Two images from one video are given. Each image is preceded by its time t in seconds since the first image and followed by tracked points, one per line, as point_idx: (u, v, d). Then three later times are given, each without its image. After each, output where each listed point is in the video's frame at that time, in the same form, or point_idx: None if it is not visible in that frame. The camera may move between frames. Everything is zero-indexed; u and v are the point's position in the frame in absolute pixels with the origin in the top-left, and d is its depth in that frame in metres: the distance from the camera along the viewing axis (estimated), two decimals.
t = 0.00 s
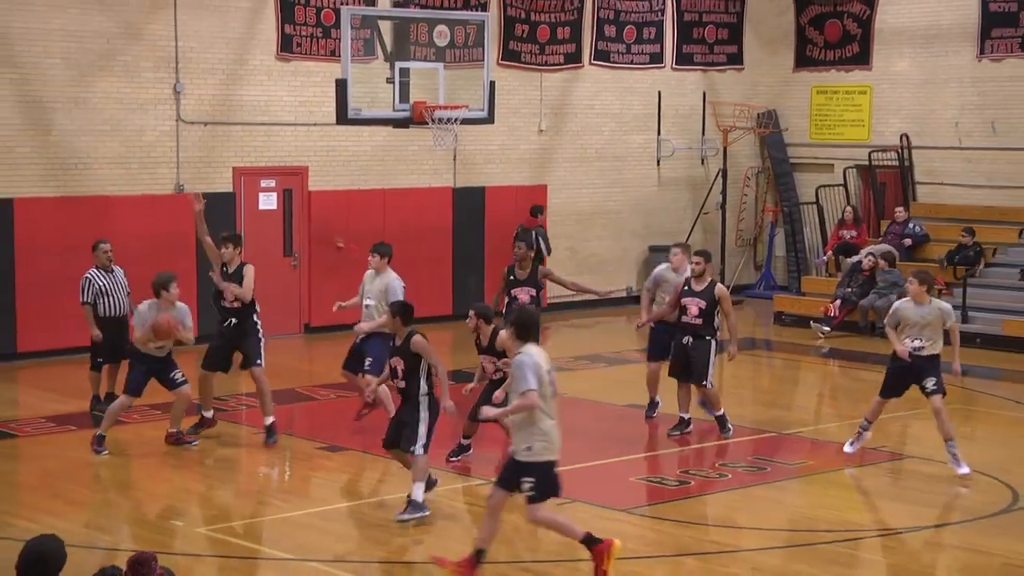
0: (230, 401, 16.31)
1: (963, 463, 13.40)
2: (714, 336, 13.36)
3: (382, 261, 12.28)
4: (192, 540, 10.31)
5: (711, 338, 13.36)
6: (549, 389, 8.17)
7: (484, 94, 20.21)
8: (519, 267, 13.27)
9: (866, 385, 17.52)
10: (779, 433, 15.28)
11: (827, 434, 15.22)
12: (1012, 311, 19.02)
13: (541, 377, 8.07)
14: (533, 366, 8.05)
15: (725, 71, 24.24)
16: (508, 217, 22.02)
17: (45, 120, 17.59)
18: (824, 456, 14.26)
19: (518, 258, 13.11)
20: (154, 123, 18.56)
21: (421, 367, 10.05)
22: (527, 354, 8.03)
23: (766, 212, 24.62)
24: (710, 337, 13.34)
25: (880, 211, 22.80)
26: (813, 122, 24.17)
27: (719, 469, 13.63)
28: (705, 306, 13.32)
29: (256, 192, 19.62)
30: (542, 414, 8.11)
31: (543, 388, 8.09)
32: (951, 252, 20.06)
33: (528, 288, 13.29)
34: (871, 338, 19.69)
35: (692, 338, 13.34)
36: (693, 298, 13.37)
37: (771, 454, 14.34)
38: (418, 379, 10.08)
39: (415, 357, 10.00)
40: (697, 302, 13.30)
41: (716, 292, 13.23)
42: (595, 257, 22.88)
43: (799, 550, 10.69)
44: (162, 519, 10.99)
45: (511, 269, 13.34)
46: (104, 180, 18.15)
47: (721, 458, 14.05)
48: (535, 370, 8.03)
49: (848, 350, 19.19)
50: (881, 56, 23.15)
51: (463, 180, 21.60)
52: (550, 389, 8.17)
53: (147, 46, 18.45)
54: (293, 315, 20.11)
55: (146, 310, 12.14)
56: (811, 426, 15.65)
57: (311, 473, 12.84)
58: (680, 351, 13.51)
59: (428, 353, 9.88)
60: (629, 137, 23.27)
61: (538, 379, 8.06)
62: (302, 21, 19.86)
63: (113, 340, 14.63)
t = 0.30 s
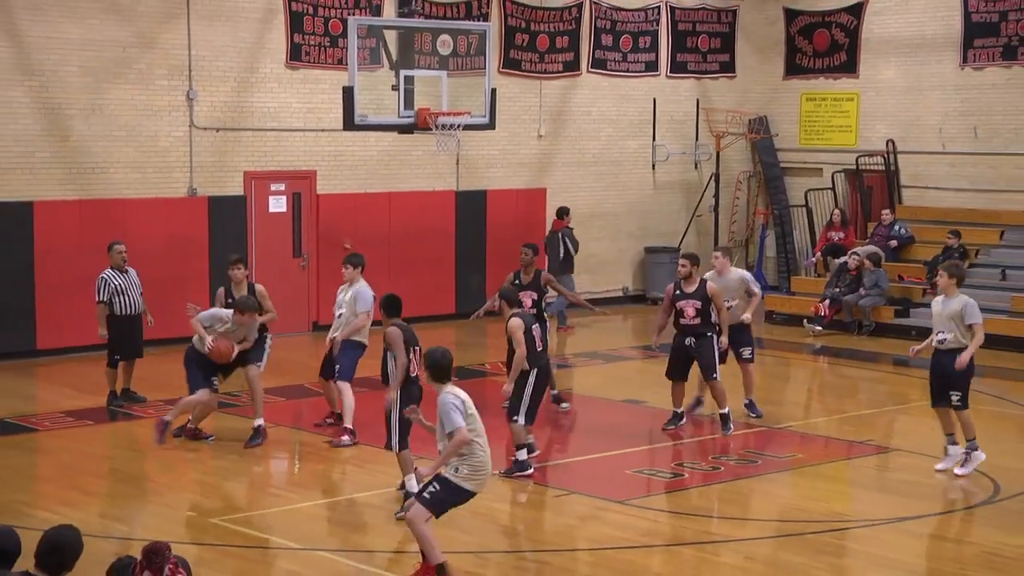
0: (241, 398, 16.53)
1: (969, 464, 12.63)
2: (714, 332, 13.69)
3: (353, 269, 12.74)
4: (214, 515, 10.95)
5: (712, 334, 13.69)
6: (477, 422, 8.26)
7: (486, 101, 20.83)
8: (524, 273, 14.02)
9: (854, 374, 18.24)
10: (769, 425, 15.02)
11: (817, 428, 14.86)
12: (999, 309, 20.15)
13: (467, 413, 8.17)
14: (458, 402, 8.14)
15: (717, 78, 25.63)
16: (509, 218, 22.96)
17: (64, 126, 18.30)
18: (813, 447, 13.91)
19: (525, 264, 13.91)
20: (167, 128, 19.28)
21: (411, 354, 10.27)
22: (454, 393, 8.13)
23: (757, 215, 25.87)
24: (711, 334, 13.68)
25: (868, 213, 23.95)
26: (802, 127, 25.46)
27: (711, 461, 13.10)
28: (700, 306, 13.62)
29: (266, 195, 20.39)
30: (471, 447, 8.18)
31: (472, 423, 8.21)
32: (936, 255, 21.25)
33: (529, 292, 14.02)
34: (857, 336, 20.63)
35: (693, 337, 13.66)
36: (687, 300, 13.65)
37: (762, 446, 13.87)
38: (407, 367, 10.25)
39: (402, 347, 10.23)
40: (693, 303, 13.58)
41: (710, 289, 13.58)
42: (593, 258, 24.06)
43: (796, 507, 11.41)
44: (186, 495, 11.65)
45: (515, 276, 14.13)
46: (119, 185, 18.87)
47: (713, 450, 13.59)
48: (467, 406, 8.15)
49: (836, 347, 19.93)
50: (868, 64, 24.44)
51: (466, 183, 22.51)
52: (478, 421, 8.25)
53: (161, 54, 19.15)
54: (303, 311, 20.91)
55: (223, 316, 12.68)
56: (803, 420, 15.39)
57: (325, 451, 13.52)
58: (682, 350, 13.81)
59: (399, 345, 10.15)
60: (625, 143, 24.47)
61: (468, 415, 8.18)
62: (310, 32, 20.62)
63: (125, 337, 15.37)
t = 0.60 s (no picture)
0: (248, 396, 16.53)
1: None
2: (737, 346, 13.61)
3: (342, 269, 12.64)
4: (222, 506, 11.16)
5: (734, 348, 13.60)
6: (458, 410, 8.03)
7: (490, 102, 20.81)
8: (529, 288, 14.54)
9: (853, 373, 18.42)
10: (772, 425, 15.17)
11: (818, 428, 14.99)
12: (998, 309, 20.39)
13: (440, 399, 8.02)
14: (429, 388, 8.04)
15: (719, 81, 25.89)
16: (512, 219, 23.20)
17: (72, 128, 18.53)
18: (815, 447, 14.05)
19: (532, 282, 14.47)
20: (174, 130, 19.52)
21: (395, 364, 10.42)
22: (425, 377, 8.07)
23: (757, 216, 26.21)
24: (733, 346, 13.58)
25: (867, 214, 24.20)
26: (802, 130, 25.72)
27: (715, 461, 13.24)
28: (726, 322, 13.48)
29: (272, 197, 20.62)
30: (442, 435, 7.97)
31: (445, 409, 8.01)
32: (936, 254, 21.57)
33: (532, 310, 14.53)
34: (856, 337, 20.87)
35: (715, 350, 13.54)
36: (712, 316, 13.47)
37: (766, 446, 14.00)
38: (392, 377, 10.43)
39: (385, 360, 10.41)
40: (718, 320, 13.45)
41: (734, 306, 13.46)
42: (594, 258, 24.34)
43: (795, 502, 11.62)
44: (195, 488, 11.85)
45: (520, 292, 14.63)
46: (127, 186, 19.12)
47: (717, 450, 13.71)
48: (431, 391, 8.02)
49: (835, 347, 20.11)
50: (867, 67, 24.70)
51: (469, 185, 22.76)
52: (456, 409, 8.01)
53: (169, 58, 19.39)
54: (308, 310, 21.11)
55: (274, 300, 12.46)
56: (805, 421, 15.49)
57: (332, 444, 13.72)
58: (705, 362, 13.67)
59: (368, 354, 10.25)
60: (626, 145, 24.71)
61: (439, 401, 8.02)
62: (316, 35, 20.87)
63: (133, 336, 15.35)
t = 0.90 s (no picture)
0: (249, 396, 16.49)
1: None
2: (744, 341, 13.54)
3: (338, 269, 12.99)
4: (223, 507, 11.15)
5: (741, 342, 13.54)
6: (472, 415, 7.78)
7: (491, 102, 20.76)
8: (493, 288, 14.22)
9: (854, 373, 18.43)
10: (773, 425, 15.16)
11: (819, 429, 14.99)
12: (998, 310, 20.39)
13: (454, 403, 7.79)
14: (443, 390, 7.82)
15: (720, 81, 25.90)
16: (514, 220, 23.20)
17: (73, 129, 18.53)
18: (816, 447, 14.04)
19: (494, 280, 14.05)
20: (176, 131, 19.52)
21: (371, 356, 10.44)
22: (442, 379, 7.84)
23: (759, 216, 26.24)
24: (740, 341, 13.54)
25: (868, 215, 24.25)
26: (804, 130, 25.74)
27: (716, 461, 13.23)
28: (731, 314, 13.44)
29: (273, 197, 20.63)
30: (454, 440, 7.73)
31: (458, 414, 7.77)
32: (937, 254, 21.59)
33: (495, 309, 14.29)
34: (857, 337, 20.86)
35: (720, 342, 13.57)
36: (718, 307, 13.48)
37: (767, 446, 13.99)
38: (366, 368, 10.44)
39: (363, 350, 10.43)
40: (722, 312, 13.42)
41: (742, 299, 13.38)
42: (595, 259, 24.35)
43: (795, 502, 11.61)
44: (196, 488, 11.84)
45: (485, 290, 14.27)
46: (128, 186, 19.12)
47: (718, 451, 13.71)
48: (442, 394, 7.79)
49: (837, 347, 20.11)
50: (869, 67, 24.71)
51: (471, 185, 22.77)
52: (469, 414, 7.76)
53: (170, 58, 19.40)
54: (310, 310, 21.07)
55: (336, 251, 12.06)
56: (805, 421, 15.49)
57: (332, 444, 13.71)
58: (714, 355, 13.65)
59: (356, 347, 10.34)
60: (628, 145, 24.72)
61: (450, 404, 7.80)
62: (317, 35, 20.88)
63: (129, 338, 15.28)
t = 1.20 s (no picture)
0: (246, 396, 16.49)
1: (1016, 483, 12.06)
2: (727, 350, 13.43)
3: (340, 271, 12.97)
4: (221, 508, 11.14)
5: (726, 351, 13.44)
6: (501, 422, 7.42)
7: (487, 103, 20.73)
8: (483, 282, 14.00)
9: (850, 374, 18.46)
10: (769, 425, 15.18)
11: (815, 429, 15.01)
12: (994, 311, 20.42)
13: (485, 408, 7.41)
14: (475, 393, 7.43)
15: (717, 82, 25.92)
16: (511, 220, 23.20)
17: (70, 129, 18.52)
18: (812, 447, 14.06)
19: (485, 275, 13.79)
20: (173, 131, 19.51)
21: (342, 354, 10.44)
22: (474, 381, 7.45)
23: (756, 217, 26.30)
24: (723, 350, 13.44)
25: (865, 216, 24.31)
26: (801, 130, 25.77)
27: (712, 462, 13.25)
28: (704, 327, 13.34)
29: (270, 198, 20.64)
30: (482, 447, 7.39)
31: (488, 421, 7.40)
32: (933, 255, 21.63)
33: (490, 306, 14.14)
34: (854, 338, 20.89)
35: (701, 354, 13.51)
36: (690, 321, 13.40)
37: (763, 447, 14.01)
38: (337, 366, 10.46)
39: (334, 348, 10.45)
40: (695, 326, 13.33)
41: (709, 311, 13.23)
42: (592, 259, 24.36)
43: (792, 502, 11.63)
44: (193, 490, 11.84)
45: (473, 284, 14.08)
46: (125, 187, 19.11)
47: (713, 451, 13.73)
48: (472, 398, 7.43)
49: (834, 348, 20.14)
50: (865, 68, 24.73)
51: (467, 186, 22.78)
52: (499, 421, 7.41)
53: (166, 59, 19.39)
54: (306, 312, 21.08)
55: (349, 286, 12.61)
56: (801, 421, 15.52)
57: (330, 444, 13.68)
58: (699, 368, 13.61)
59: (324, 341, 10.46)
60: (625, 146, 24.73)
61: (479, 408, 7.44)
62: (314, 36, 20.88)
63: (121, 340, 15.26)
